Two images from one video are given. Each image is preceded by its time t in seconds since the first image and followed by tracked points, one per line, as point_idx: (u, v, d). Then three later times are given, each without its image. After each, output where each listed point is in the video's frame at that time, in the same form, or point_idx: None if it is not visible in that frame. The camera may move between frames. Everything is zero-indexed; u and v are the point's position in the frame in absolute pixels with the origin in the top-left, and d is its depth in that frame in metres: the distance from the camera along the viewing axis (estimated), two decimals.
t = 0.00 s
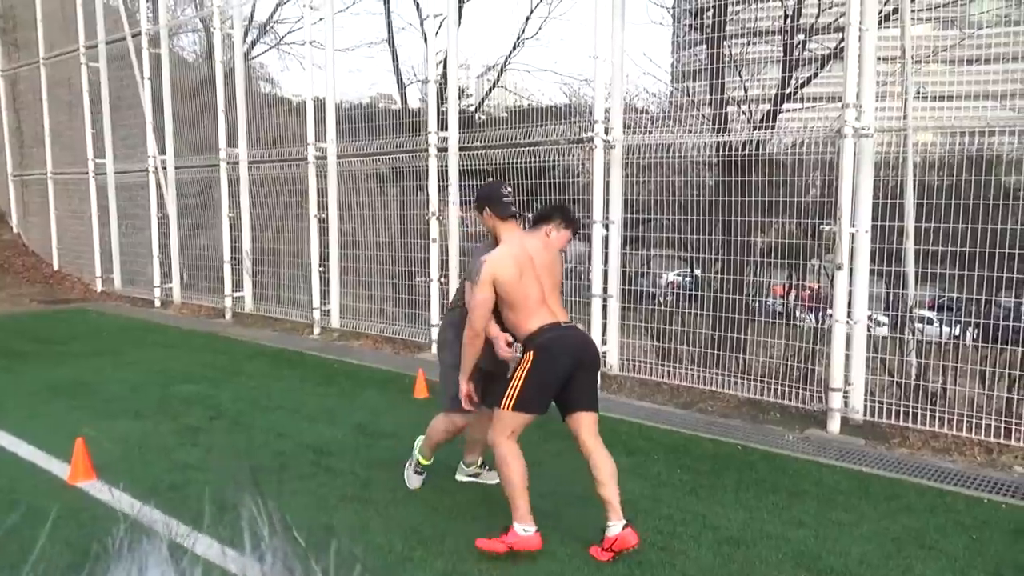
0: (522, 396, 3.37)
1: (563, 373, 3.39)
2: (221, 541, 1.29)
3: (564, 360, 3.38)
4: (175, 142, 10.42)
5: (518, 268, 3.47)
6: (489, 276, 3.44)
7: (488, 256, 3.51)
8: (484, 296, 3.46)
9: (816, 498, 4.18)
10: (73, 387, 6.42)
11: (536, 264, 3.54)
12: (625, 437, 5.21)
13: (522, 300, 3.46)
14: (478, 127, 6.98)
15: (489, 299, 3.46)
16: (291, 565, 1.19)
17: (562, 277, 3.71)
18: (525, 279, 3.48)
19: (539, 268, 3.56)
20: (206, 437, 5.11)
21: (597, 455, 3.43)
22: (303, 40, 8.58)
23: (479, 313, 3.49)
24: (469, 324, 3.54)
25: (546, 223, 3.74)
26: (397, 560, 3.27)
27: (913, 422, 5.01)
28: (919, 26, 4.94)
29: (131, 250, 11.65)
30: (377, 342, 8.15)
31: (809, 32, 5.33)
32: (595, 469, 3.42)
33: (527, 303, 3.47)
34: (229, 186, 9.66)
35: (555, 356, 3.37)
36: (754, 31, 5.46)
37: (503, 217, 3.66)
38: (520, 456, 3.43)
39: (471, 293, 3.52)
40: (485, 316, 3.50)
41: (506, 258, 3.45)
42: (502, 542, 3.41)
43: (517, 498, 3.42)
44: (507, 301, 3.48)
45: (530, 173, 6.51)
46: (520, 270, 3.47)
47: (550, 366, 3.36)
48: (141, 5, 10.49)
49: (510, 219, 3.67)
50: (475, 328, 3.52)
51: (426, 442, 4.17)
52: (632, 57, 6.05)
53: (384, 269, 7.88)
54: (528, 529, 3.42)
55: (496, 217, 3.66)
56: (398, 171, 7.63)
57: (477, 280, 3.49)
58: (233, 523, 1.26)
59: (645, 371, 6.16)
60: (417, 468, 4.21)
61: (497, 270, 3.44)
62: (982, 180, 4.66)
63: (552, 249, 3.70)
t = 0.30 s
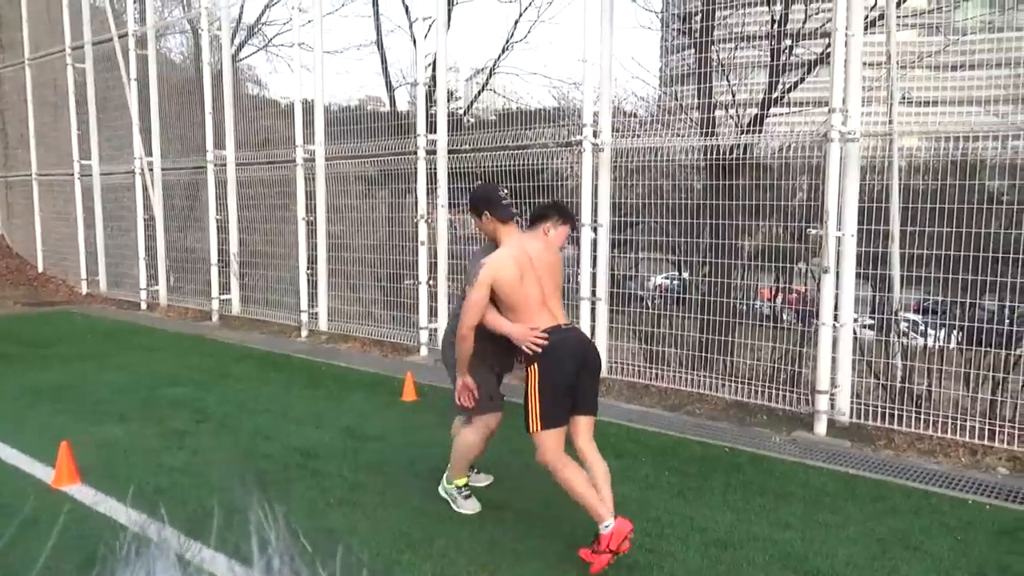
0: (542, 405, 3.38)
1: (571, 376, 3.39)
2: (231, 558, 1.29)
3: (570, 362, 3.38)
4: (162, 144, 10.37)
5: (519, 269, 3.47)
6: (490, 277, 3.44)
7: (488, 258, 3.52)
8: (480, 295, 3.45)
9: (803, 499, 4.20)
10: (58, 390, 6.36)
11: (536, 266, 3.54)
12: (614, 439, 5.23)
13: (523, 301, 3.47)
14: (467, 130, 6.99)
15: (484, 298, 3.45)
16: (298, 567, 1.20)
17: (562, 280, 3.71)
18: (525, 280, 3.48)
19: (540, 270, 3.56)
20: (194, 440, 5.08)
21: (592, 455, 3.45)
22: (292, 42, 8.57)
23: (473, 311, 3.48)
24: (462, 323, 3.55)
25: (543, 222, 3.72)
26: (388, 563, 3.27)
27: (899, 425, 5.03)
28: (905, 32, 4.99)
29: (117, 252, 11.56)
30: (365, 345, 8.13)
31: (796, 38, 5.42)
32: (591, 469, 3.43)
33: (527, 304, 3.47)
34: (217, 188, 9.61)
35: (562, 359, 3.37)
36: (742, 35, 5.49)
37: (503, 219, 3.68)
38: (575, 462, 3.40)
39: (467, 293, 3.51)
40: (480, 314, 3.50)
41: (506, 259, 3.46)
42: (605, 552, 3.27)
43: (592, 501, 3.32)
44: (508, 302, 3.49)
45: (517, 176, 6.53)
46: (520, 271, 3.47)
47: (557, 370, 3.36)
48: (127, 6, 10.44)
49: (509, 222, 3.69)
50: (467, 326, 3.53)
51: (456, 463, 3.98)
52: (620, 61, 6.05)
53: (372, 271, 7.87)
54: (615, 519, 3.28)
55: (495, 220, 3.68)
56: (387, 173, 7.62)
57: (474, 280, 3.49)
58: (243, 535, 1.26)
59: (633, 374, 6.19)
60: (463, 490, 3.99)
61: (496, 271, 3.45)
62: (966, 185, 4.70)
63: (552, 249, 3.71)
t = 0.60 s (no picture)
0: (551, 410, 3.25)
1: (575, 380, 3.31)
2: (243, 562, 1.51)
3: (574, 365, 3.30)
4: (137, 145, 10.25)
5: (512, 272, 3.45)
6: (483, 279, 3.40)
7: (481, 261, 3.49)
8: (472, 295, 3.41)
9: (777, 500, 4.25)
10: (28, 394, 6.26)
11: (528, 269, 3.53)
12: (591, 442, 5.25)
13: (516, 303, 3.44)
14: (446, 133, 7.00)
15: (477, 299, 3.41)
16: (295, 568, 1.40)
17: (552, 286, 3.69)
18: (518, 283, 3.46)
19: (532, 273, 3.54)
20: (168, 445, 5.03)
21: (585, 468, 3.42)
22: (270, 43, 8.52)
23: (466, 311, 3.43)
24: (453, 324, 3.48)
25: (527, 227, 3.78)
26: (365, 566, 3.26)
27: (872, 425, 5.12)
28: (878, 38, 5.07)
29: (90, 254, 11.40)
30: (343, 348, 8.08)
31: (772, 43, 5.43)
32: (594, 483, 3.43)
33: (519, 305, 3.44)
34: (193, 190, 9.52)
35: (567, 362, 3.28)
36: (719, 41, 5.59)
37: (494, 222, 3.64)
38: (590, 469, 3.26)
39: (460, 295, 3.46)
40: (470, 316, 3.45)
41: (498, 260, 3.44)
42: None
43: (602, 523, 3.18)
44: (501, 305, 3.44)
45: (497, 178, 6.56)
46: (513, 273, 3.45)
47: (562, 374, 3.27)
48: (102, 6, 10.32)
49: (501, 225, 3.66)
50: (459, 327, 3.47)
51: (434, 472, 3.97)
52: (599, 64, 6.10)
53: (350, 274, 7.83)
54: (624, 549, 3.17)
55: (485, 224, 3.63)
56: (365, 176, 7.60)
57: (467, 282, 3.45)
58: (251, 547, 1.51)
59: (610, 376, 6.21)
60: (440, 495, 3.98)
61: (490, 272, 3.41)
62: (938, 189, 4.78)
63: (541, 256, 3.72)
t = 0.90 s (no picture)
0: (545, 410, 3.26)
1: (565, 383, 3.35)
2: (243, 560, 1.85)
3: (566, 367, 3.35)
4: (103, 146, 10.09)
5: (505, 269, 3.42)
6: (478, 275, 3.34)
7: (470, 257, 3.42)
8: (465, 290, 3.32)
9: (747, 497, 4.30)
10: None
11: (517, 266, 3.51)
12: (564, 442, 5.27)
13: (508, 300, 3.41)
14: (419, 134, 6.99)
15: (469, 294, 3.32)
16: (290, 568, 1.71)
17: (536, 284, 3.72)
18: (510, 280, 3.43)
19: (521, 269, 3.52)
20: (134, 450, 4.95)
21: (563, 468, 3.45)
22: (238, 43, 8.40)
23: (457, 307, 3.32)
24: (442, 321, 3.36)
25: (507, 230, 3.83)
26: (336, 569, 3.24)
27: (838, 423, 5.22)
28: (845, 43, 5.15)
29: (54, 256, 11.19)
30: (314, 350, 8.03)
31: (740, 46, 5.50)
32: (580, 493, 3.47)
33: (510, 302, 3.41)
34: (160, 191, 9.39)
35: (561, 364, 3.32)
36: (689, 43, 5.61)
37: (481, 221, 3.60)
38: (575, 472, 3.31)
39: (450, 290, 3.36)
40: (463, 314, 3.35)
41: (491, 256, 3.39)
42: None
43: (586, 525, 3.23)
44: (493, 302, 3.39)
45: (470, 180, 6.57)
46: (505, 269, 3.41)
47: (555, 375, 3.30)
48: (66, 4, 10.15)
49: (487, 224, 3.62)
50: (450, 324, 3.34)
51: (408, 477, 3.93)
52: (570, 66, 6.12)
53: (322, 276, 7.78)
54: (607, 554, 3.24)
55: (470, 223, 3.59)
56: (337, 177, 7.55)
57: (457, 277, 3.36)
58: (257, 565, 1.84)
59: (583, 376, 6.24)
60: (410, 497, 3.98)
61: (481, 267, 3.35)
62: (903, 190, 4.88)
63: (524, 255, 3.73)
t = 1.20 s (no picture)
0: (541, 410, 3.24)
1: (568, 387, 3.33)
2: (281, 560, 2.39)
3: (570, 373, 3.33)
4: (70, 147, 9.93)
5: (515, 270, 3.38)
6: (492, 276, 3.28)
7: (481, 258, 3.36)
8: (483, 291, 3.25)
9: (719, 496, 4.34)
10: None
11: (524, 269, 3.49)
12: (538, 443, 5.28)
13: (518, 302, 3.37)
14: (393, 135, 6.97)
15: (487, 296, 3.26)
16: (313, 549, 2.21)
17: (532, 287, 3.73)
18: (520, 281, 3.40)
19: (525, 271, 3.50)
20: (103, 456, 4.87)
21: (590, 474, 3.34)
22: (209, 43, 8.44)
23: (474, 308, 3.24)
24: (458, 323, 3.27)
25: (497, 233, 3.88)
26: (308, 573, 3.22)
27: (809, 421, 5.28)
28: (815, 46, 5.22)
29: (19, 259, 10.98)
30: (287, 353, 7.97)
31: (712, 49, 5.54)
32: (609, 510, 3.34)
33: (521, 304, 3.38)
34: (129, 192, 9.26)
35: (564, 366, 3.30)
36: (662, 46, 5.62)
37: (483, 225, 3.56)
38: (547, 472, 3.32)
39: (465, 291, 3.28)
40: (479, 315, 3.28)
41: (503, 258, 3.34)
42: None
43: (561, 526, 3.27)
44: (504, 304, 3.34)
45: (445, 181, 6.56)
46: (516, 271, 3.38)
47: (557, 378, 3.28)
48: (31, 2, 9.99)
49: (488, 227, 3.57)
50: (467, 326, 3.26)
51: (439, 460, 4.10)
52: (544, 68, 6.12)
53: (295, 277, 7.72)
54: (580, 554, 3.30)
55: (477, 228, 3.54)
56: (310, 178, 7.50)
57: (473, 278, 3.28)
58: None
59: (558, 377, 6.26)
60: (383, 499, 3.98)
61: (496, 269, 3.31)
62: (871, 192, 4.96)
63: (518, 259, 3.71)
